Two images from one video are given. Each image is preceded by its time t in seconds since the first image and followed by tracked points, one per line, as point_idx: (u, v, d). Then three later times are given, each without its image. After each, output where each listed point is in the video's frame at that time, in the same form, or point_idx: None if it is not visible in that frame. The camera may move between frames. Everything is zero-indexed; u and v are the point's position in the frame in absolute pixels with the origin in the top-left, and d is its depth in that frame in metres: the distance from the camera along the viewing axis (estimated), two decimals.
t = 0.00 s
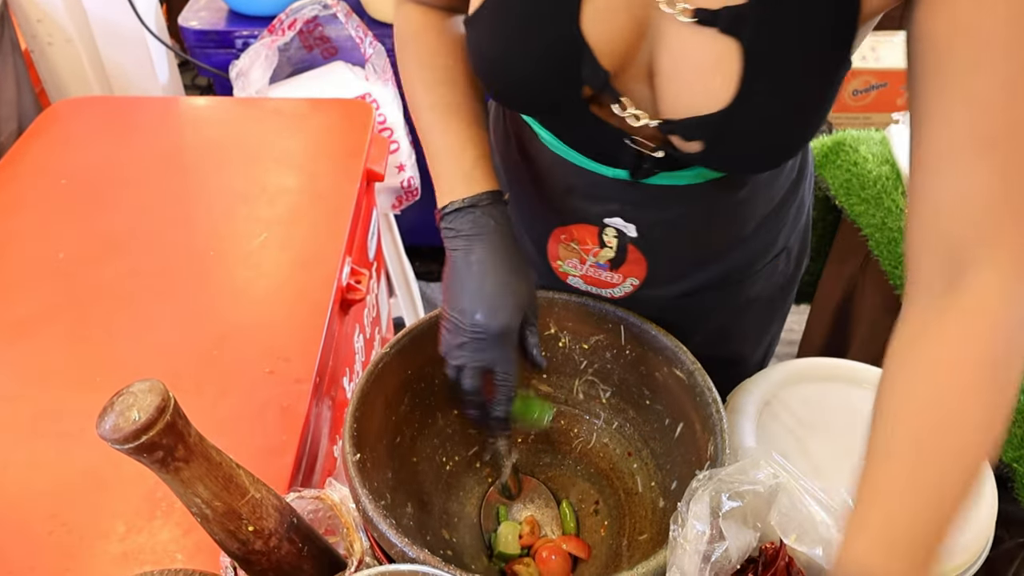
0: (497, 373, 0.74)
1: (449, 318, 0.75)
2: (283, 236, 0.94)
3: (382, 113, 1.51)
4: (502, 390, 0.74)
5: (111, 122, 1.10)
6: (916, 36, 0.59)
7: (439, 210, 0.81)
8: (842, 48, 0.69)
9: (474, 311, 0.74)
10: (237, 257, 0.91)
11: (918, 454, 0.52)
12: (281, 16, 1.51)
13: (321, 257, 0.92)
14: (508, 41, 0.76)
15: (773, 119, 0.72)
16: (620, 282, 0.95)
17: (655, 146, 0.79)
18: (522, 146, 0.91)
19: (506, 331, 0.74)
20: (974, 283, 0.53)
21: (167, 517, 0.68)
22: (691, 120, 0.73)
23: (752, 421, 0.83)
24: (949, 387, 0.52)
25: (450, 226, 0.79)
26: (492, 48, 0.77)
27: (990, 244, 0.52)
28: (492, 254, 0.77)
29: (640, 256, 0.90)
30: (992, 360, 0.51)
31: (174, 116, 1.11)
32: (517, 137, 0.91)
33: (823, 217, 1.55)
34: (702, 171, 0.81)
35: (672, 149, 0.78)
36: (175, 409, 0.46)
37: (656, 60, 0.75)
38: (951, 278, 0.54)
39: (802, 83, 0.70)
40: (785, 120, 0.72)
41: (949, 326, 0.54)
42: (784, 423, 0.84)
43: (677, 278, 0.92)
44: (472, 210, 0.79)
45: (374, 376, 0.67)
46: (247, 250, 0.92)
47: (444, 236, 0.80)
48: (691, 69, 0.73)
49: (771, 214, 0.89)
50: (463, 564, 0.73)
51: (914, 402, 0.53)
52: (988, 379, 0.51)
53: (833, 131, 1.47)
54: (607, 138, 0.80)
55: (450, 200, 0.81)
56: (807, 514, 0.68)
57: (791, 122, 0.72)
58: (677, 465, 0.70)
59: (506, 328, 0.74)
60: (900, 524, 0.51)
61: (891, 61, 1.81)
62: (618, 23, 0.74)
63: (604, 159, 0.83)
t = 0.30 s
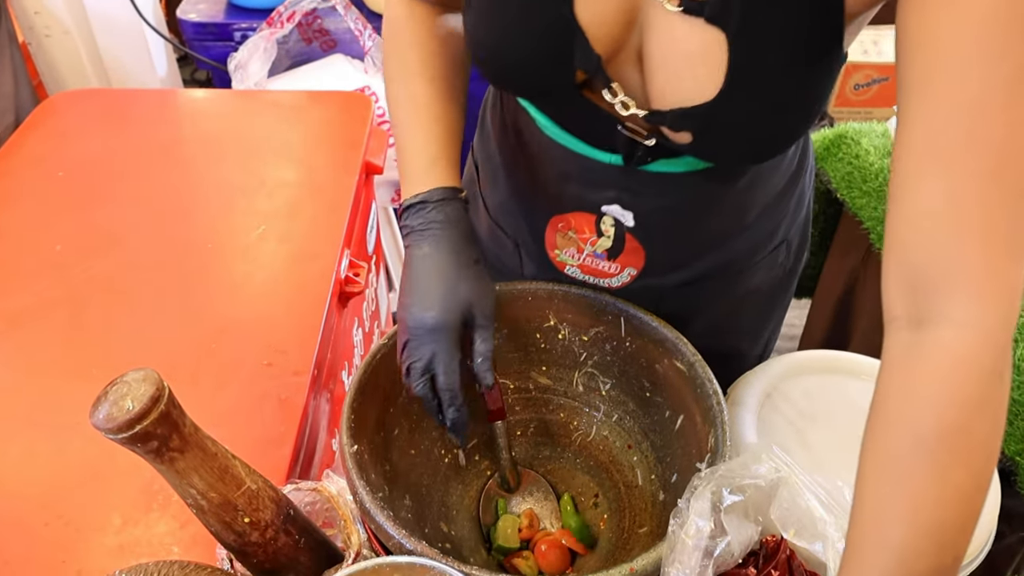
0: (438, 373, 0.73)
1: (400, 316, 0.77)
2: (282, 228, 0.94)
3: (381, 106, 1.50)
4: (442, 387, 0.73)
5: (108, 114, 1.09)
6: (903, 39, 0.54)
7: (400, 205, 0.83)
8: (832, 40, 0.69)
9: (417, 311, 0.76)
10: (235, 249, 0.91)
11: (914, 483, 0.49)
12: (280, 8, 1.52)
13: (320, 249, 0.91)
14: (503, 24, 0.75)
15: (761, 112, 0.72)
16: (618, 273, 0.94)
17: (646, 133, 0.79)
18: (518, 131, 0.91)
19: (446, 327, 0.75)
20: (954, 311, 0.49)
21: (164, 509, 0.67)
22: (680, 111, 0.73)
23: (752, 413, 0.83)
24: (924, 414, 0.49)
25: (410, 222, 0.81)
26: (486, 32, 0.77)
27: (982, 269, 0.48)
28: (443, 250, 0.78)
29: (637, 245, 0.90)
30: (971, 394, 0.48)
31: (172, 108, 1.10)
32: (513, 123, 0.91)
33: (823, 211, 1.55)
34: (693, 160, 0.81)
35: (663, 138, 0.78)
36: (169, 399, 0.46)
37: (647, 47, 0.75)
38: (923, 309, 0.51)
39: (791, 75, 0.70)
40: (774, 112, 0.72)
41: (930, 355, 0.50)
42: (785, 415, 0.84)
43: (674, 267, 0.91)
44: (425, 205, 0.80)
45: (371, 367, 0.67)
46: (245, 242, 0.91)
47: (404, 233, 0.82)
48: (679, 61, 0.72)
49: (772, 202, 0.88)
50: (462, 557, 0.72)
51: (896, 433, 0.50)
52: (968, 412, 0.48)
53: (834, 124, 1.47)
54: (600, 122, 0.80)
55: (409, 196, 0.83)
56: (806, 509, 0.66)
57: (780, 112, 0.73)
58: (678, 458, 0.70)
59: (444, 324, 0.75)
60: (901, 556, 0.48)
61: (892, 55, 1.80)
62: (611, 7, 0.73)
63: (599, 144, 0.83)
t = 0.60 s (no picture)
0: (444, 355, 0.70)
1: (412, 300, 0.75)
2: (284, 223, 0.93)
3: (382, 102, 1.50)
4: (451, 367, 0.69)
5: (110, 110, 1.09)
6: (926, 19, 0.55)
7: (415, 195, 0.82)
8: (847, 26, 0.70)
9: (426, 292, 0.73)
10: (237, 245, 0.90)
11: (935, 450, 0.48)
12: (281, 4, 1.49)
13: (322, 245, 0.91)
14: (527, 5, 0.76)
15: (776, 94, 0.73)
16: (628, 257, 0.94)
17: (665, 113, 0.78)
18: (529, 116, 0.90)
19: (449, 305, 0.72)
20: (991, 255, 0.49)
21: (166, 504, 0.67)
22: (705, 87, 0.73)
23: (756, 407, 0.82)
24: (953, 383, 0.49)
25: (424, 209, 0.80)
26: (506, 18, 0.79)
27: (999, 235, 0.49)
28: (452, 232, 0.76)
29: (650, 227, 0.89)
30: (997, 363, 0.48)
31: (175, 103, 1.10)
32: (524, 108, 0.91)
33: (825, 206, 1.54)
34: (709, 139, 0.80)
35: (682, 116, 0.78)
36: (171, 392, 0.45)
37: (668, 25, 0.75)
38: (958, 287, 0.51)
39: (806, 57, 0.71)
40: (790, 93, 0.73)
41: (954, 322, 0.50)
42: (789, 410, 0.84)
43: (685, 251, 0.91)
44: (433, 191, 0.80)
45: (374, 361, 0.67)
46: (247, 237, 0.91)
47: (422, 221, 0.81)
48: (699, 35, 0.72)
49: (783, 186, 0.88)
50: (465, 552, 0.72)
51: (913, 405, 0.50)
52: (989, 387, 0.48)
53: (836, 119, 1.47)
54: (618, 103, 0.79)
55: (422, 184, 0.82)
56: (813, 502, 0.66)
57: (795, 94, 0.74)
58: (682, 453, 0.70)
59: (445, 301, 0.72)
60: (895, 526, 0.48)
61: (894, 51, 1.79)
62: None
63: (614, 126, 0.82)
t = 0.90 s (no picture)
0: (516, 365, 0.67)
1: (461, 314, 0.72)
2: (284, 218, 0.92)
3: (382, 97, 1.49)
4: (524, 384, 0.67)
5: (107, 104, 1.08)
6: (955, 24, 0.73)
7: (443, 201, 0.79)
8: None
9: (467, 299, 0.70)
10: (236, 240, 0.89)
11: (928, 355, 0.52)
12: None
13: (322, 240, 0.90)
14: None
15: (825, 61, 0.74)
16: (662, 249, 0.95)
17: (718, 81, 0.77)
18: (549, 109, 0.91)
19: (497, 318, 0.68)
20: None
21: (164, 502, 0.66)
22: (769, 40, 0.73)
23: (763, 404, 0.82)
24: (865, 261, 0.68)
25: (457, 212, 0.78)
26: None
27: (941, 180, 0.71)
28: (484, 227, 0.74)
29: (686, 216, 0.90)
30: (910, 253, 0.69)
31: (174, 97, 1.09)
32: (542, 102, 0.92)
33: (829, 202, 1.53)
34: (754, 115, 0.81)
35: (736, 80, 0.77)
36: (167, 388, 0.44)
37: None
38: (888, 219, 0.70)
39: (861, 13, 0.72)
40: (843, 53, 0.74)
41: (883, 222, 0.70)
42: (795, 407, 0.83)
43: (720, 237, 0.93)
44: (469, 184, 0.77)
45: (374, 358, 0.66)
46: (246, 232, 0.90)
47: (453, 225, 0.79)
48: None
49: (809, 171, 0.92)
50: (466, 550, 0.71)
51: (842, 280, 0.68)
52: (920, 265, 0.70)
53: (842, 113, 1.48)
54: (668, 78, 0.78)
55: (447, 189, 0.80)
56: (822, 499, 0.63)
57: (846, 55, 0.75)
58: (687, 450, 0.68)
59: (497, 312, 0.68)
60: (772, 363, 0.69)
61: (898, 46, 1.78)
62: None
63: (654, 110, 0.82)
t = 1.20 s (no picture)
0: (539, 343, 0.67)
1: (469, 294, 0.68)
2: (282, 212, 0.91)
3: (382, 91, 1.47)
4: (548, 363, 0.67)
5: (104, 97, 1.06)
6: (985, 14, 0.74)
7: (421, 181, 0.75)
8: None
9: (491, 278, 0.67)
10: (233, 234, 0.88)
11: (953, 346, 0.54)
12: None
13: (321, 234, 0.89)
14: None
15: (841, 50, 0.73)
16: (671, 246, 0.95)
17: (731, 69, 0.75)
18: (552, 106, 0.89)
19: (533, 290, 0.67)
20: None
21: (159, 500, 0.65)
22: (785, 27, 0.71)
23: (769, 401, 0.81)
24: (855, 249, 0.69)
25: (437, 190, 0.74)
26: None
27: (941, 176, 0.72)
28: (493, 203, 0.71)
29: (696, 211, 0.90)
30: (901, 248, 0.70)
31: (172, 90, 1.07)
32: (544, 100, 0.90)
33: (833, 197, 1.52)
34: (767, 106, 0.80)
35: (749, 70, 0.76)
36: (160, 383, 0.43)
37: None
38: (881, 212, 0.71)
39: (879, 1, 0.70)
40: (860, 41, 0.73)
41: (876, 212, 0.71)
42: (802, 404, 0.82)
43: (732, 233, 0.93)
44: (456, 163, 0.73)
45: (372, 353, 0.65)
46: (245, 226, 0.89)
47: (435, 205, 0.74)
48: None
49: (818, 166, 0.91)
50: (467, 550, 0.70)
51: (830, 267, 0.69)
52: (918, 255, 0.70)
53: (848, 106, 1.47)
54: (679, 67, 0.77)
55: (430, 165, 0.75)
56: (831, 498, 0.63)
57: (866, 44, 0.73)
58: (692, 448, 0.67)
59: (532, 286, 0.67)
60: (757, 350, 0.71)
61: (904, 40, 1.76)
62: None
63: (665, 103, 0.82)
